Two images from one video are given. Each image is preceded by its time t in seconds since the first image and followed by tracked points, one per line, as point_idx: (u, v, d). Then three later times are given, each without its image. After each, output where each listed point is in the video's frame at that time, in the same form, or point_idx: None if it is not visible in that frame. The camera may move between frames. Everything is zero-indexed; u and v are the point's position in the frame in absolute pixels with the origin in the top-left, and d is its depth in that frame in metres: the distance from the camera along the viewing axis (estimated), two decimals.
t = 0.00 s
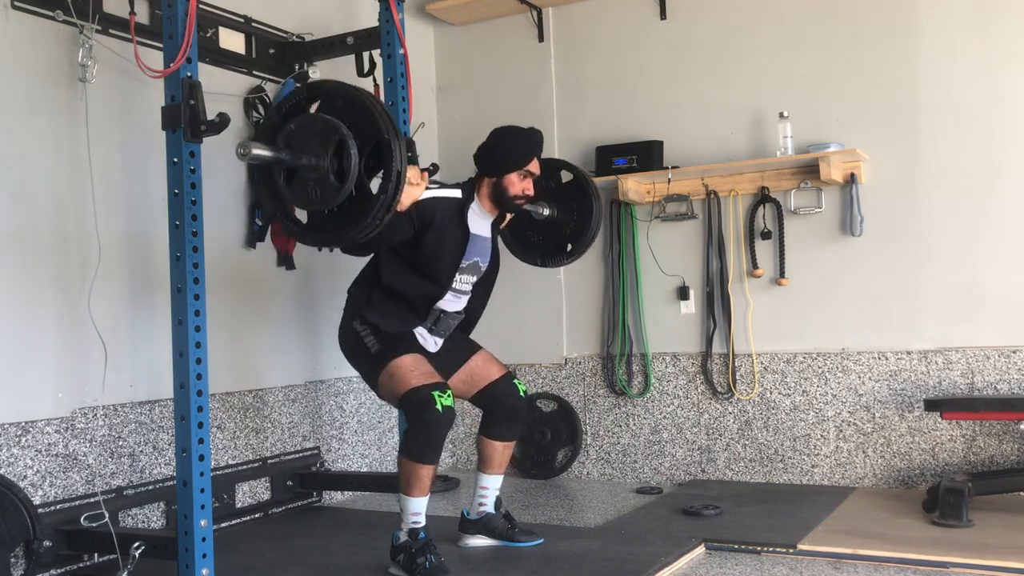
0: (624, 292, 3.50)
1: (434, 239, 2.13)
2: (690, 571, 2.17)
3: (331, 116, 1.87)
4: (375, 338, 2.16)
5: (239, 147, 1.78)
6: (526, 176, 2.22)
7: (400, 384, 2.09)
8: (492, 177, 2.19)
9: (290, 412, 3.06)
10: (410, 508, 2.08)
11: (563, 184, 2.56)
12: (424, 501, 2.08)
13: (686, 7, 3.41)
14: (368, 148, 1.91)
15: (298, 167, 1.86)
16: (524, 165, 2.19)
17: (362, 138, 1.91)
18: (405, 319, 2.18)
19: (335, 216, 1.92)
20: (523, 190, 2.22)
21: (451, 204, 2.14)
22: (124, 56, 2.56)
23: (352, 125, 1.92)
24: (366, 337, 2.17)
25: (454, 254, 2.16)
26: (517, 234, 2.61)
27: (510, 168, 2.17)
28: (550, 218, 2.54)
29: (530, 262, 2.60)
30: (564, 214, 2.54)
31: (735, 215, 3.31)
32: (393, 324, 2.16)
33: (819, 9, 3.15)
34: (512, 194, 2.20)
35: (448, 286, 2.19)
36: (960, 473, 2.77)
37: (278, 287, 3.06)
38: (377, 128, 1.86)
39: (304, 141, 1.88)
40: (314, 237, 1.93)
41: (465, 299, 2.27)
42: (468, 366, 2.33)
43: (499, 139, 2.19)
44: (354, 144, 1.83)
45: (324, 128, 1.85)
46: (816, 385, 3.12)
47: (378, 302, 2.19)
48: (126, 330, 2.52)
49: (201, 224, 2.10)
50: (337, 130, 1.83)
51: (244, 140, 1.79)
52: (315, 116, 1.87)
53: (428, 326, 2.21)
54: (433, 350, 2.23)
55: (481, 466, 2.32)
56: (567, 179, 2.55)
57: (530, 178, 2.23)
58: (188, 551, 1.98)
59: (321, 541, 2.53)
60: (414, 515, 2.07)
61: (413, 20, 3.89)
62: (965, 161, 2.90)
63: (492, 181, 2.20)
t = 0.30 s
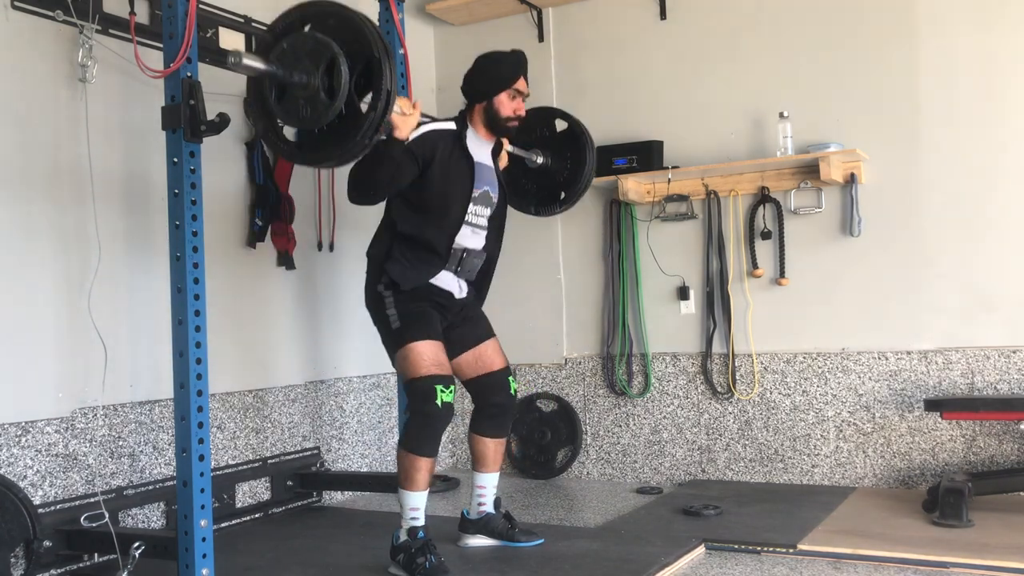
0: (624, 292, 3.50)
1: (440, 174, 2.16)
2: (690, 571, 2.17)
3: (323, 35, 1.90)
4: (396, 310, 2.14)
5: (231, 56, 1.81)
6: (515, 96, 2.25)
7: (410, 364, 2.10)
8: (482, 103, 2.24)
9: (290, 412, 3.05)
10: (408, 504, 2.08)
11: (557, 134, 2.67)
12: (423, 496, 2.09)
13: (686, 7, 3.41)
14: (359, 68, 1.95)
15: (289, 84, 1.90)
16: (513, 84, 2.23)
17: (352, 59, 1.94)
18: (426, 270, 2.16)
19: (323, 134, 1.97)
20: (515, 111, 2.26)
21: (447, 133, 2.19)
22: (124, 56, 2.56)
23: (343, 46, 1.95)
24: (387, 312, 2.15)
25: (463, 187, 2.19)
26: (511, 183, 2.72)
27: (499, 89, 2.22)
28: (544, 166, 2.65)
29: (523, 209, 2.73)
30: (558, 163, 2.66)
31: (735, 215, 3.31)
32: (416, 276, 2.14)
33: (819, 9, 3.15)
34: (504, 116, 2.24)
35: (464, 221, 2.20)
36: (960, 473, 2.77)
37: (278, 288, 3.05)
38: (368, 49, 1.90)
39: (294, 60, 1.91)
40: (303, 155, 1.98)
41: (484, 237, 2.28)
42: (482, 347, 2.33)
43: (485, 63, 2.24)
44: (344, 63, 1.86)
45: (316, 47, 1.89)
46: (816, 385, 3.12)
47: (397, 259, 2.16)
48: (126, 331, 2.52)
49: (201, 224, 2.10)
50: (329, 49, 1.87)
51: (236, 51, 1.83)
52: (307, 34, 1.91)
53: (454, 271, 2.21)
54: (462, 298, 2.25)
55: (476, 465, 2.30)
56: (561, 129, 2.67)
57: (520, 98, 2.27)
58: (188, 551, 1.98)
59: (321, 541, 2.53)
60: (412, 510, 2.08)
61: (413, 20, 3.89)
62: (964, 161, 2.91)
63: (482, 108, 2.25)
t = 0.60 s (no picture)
0: (625, 293, 3.50)
1: (443, 146, 2.16)
2: (690, 571, 2.17)
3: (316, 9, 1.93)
4: (412, 305, 2.13)
5: (225, 30, 1.84)
6: (510, 69, 2.24)
7: (415, 357, 2.12)
8: (477, 77, 2.24)
9: (290, 412, 3.06)
10: (404, 500, 2.09)
11: (553, 116, 2.71)
12: (419, 491, 2.09)
13: (686, 7, 3.41)
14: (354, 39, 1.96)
15: (286, 58, 1.93)
16: (507, 58, 2.22)
17: (347, 30, 1.96)
18: (444, 250, 2.14)
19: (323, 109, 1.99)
20: (511, 84, 2.26)
21: (443, 107, 2.19)
22: (123, 56, 2.57)
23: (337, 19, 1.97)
24: (404, 307, 2.14)
25: (465, 158, 2.19)
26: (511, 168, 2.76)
27: (493, 64, 2.21)
28: (542, 148, 2.69)
29: (524, 194, 2.76)
30: (556, 144, 2.70)
31: (735, 215, 3.31)
32: (435, 257, 2.12)
33: (819, 9, 3.15)
34: (500, 89, 2.25)
35: (475, 191, 2.20)
36: (960, 473, 2.77)
37: (278, 288, 3.06)
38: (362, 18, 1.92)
39: (290, 35, 1.94)
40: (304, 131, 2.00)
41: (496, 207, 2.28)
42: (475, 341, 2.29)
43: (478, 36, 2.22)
44: (339, 33, 1.88)
45: (310, 21, 1.92)
46: (816, 385, 3.12)
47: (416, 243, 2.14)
48: (126, 331, 2.52)
49: (201, 224, 2.10)
50: (322, 22, 1.90)
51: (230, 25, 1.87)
52: (300, 10, 1.94)
53: (474, 246, 2.20)
54: (482, 275, 2.25)
55: (464, 466, 2.30)
56: (556, 110, 2.71)
57: (516, 71, 2.26)
58: (188, 551, 1.98)
59: (321, 541, 2.53)
60: (409, 506, 2.08)
61: (413, 20, 3.89)
62: (965, 161, 2.90)
63: (478, 81, 2.25)
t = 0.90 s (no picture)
0: (625, 293, 3.50)
1: (445, 147, 2.16)
2: (690, 571, 2.17)
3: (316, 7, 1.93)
4: (414, 305, 2.13)
5: (230, 29, 1.84)
6: (513, 67, 2.24)
7: (416, 356, 2.12)
8: (480, 76, 2.24)
9: (290, 412, 3.06)
10: (405, 499, 2.09)
11: (553, 114, 2.72)
12: (420, 491, 2.09)
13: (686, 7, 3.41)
14: (355, 33, 1.96)
15: (290, 58, 1.92)
16: (509, 56, 2.22)
17: (347, 26, 1.96)
18: (445, 251, 2.14)
19: (330, 107, 1.98)
20: (513, 82, 2.26)
21: (447, 107, 2.19)
22: (123, 56, 2.56)
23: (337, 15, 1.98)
24: (407, 307, 2.14)
25: (470, 158, 2.19)
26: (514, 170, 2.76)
27: (497, 62, 2.21)
28: (544, 147, 2.69)
29: (530, 194, 2.75)
30: (558, 142, 2.70)
31: (735, 215, 3.31)
32: (436, 258, 2.13)
33: (819, 9, 3.15)
34: (503, 87, 2.24)
35: (478, 191, 2.19)
36: (960, 473, 2.77)
37: (277, 288, 3.05)
38: (362, 10, 1.92)
39: (292, 35, 1.94)
40: (315, 132, 1.99)
41: (500, 208, 2.28)
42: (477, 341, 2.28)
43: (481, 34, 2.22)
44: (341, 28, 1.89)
45: (311, 19, 1.92)
46: (816, 385, 3.12)
47: (417, 243, 2.15)
48: (126, 331, 2.52)
49: (200, 224, 2.10)
50: (323, 18, 1.90)
51: (233, 25, 1.86)
52: (300, 10, 1.94)
53: (476, 247, 2.19)
54: (485, 276, 2.24)
55: (465, 466, 2.30)
56: (555, 108, 2.72)
57: (518, 69, 2.26)
58: (188, 550, 1.98)
59: (322, 541, 2.53)
60: (409, 506, 2.08)
61: (413, 20, 3.89)
62: (964, 161, 2.91)
63: (481, 79, 2.25)
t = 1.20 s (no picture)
0: (625, 293, 3.50)
1: (445, 147, 2.16)
2: (690, 571, 2.17)
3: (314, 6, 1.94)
4: (414, 306, 2.13)
5: (231, 30, 1.83)
6: (512, 66, 2.24)
7: (416, 357, 2.12)
8: (479, 75, 2.24)
9: (290, 412, 3.06)
10: (406, 500, 2.09)
11: (550, 113, 2.73)
12: (420, 491, 2.09)
13: (686, 6, 3.41)
14: (354, 31, 1.96)
15: (291, 59, 1.92)
16: (508, 55, 2.21)
17: (345, 25, 1.97)
18: (445, 252, 2.14)
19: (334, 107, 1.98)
20: (513, 81, 2.26)
21: (447, 108, 2.19)
22: (123, 56, 2.56)
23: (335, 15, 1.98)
24: (407, 307, 2.15)
25: (469, 159, 2.19)
26: (516, 171, 2.75)
27: (496, 61, 2.21)
28: (545, 146, 2.69)
29: (535, 195, 2.73)
30: (557, 141, 2.70)
31: (735, 215, 3.31)
32: (436, 258, 2.13)
33: (819, 9, 3.15)
34: (502, 87, 2.24)
35: (478, 192, 2.19)
36: (960, 473, 2.77)
37: (277, 288, 3.05)
38: (359, 7, 1.93)
39: (292, 36, 1.94)
40: (321, 133, 1.99)
41: (499, 208, 2.28)
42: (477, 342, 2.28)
43: (481, 33, 2.22)
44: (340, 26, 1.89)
45: (309, 19, 1.92)
46: (816, 385, 3.12)
47: (418, 243, 2.15)
48: (127, 331, 2.52)
49: (200, 224, 2.10)
50: (322, 17, 1.90)
51: (233, 27, 1.85)
52: (298, 11, 1.95)
53: (476, 247, 2.19)
54: (485, 276, 2.24)
55: (466, 467, 2.30)
56: (552, 107, 2.73)
57: (517, 68, 2.26)
58: (188, 550, 1.98)
59: (322, 541, 2.53)
60: (409, 506, 2.08)
61: (413, 20, 3.89)
62: (964, 161, 2.91)
63: (480, 79, 2.25)
